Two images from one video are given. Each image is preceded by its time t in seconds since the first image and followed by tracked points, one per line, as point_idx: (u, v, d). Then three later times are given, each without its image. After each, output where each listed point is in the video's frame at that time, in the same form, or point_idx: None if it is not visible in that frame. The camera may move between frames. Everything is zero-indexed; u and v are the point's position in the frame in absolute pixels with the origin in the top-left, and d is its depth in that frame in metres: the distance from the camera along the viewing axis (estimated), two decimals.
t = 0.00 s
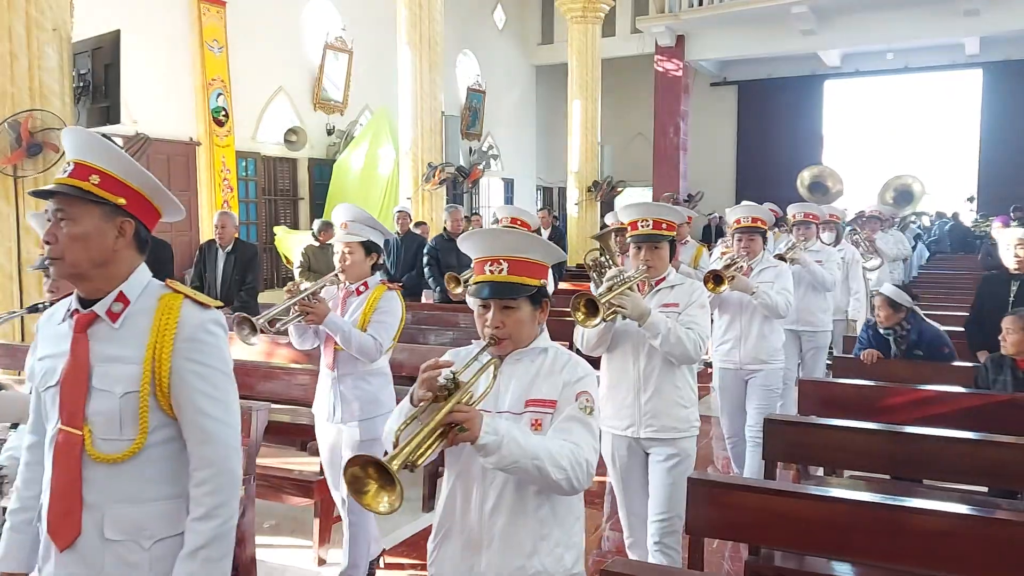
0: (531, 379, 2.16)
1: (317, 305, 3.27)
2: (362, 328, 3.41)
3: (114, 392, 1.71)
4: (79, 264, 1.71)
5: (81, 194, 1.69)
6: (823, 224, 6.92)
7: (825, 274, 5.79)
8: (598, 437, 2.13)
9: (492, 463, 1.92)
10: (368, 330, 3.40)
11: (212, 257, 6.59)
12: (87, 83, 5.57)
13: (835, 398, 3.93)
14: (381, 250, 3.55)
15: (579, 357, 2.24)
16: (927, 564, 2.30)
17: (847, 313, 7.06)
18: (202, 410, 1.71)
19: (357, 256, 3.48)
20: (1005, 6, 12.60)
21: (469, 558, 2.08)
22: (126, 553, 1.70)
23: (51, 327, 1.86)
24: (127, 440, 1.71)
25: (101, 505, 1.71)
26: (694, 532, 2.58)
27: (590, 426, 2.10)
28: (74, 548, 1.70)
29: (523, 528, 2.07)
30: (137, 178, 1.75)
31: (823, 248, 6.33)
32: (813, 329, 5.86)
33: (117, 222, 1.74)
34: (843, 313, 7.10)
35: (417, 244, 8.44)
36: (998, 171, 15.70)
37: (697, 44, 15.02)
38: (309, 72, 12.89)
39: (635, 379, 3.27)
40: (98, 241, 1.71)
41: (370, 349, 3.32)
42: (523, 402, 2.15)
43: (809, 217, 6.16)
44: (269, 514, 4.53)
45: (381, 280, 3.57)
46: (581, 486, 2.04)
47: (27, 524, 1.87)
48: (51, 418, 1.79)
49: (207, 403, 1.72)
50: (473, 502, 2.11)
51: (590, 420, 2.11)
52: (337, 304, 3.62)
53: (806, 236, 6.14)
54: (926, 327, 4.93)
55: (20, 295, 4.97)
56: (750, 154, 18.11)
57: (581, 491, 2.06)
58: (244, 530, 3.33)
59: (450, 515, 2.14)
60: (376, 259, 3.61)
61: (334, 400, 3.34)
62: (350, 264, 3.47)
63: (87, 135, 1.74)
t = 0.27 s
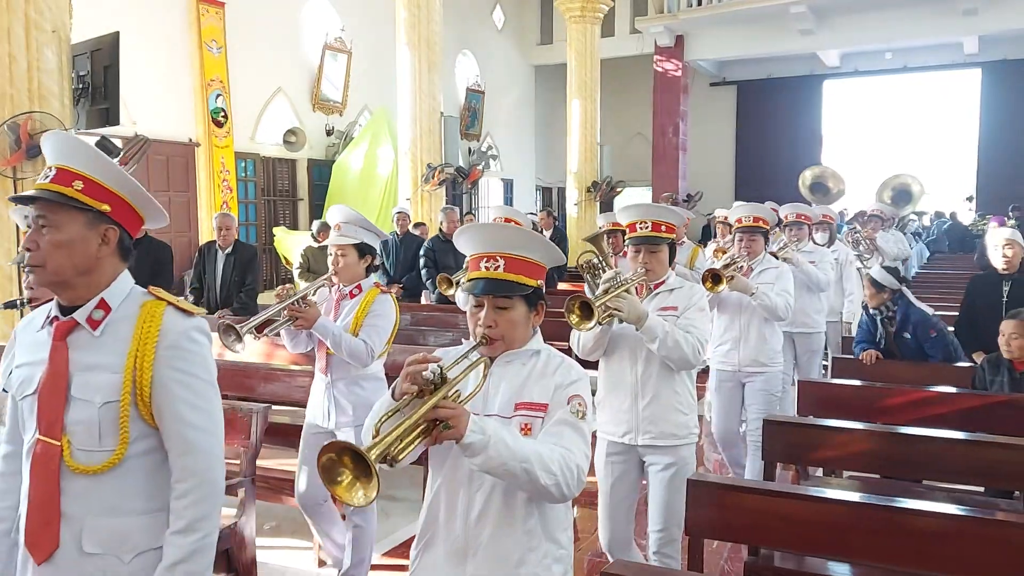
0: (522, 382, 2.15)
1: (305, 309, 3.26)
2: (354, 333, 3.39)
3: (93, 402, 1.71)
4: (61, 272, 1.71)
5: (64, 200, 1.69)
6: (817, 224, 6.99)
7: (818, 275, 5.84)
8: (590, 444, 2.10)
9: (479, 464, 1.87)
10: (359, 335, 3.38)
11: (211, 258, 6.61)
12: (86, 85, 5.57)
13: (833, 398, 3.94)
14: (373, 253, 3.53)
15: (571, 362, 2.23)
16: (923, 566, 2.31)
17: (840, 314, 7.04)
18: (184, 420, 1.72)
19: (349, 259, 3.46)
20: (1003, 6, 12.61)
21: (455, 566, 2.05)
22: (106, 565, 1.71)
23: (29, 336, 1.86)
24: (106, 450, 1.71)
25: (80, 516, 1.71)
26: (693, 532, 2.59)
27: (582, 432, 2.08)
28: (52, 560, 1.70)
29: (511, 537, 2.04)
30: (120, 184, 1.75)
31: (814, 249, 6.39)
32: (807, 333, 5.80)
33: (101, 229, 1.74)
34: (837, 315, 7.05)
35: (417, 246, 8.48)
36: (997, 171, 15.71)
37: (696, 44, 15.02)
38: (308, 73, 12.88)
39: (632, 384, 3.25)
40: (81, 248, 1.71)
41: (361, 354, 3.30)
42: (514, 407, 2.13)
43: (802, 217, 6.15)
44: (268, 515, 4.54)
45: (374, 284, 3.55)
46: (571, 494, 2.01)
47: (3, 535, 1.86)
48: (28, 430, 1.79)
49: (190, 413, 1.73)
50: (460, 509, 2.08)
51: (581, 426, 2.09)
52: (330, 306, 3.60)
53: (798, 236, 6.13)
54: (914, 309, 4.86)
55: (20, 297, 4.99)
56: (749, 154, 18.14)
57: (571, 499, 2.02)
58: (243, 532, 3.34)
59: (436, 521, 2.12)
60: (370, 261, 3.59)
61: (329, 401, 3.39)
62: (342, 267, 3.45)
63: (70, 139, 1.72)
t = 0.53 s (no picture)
0: (512, 388, 2.11)
1: (297, 316, 3.27)
2: (345, 338, 3.40)
3: (50, 420, 1.60)
4: (25, 283, 1.60)
5: (27, 208, 1.58)
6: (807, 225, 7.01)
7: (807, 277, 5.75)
8: (581, 453, 2.06)
9: (465, 474, 1.82)
10: (351, 339, 3.39)
11: (209, 258, 6.60)
12: (84, 85, 5.60)
13: (830, 399, 3.95)
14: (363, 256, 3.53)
15: (563, 369, 2.19)
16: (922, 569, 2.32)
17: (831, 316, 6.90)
18: (150, 444, 1.60)
19: (338, 261, 3.45)
20: (1001, 7, 12.62)
21: None
22: None
23: None
24: (65, 472, 1.60)
25: (37, 541, 1.60)
26: (691, 533, 2.60)
27: (573, 440, 2.03)
28: None
29: (500, 550, 2.00)
30: (88, 190, 1.65)
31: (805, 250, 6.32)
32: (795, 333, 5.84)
33: (67, 238, 1.63)
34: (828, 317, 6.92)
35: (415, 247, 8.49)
36: (995, 172, 15.73)
37: (695, 44, 15.03)
38: (307, 73, 12.87)
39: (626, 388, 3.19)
40: (46, 258, 1.61)
41: (353, 359, 3.32)
42: (504, 414, 2.09)
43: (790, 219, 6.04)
44: (266, 516, 4.54)
45: (364, 287, 3.54)
46: (561, 504, 1.96)
47: None
48: None
49: (152, 433, 1.60)
50: (448, 516, 2.04)
51: (573, 434, 2.04)
52: (317, 310, 3.57)
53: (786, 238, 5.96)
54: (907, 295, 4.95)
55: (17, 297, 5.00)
56: (748, 154, 18.17)
57: (561, 510, 1.97)
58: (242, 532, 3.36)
59: (422, 530, 2.08)
60: (359, 263, 3.57)
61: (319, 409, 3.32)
62: (332, 269, 3.43)
63: (33, 142, 1.61)
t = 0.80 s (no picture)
0: (499, 401, 2.09)
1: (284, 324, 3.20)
2: (328, 343, 3.38)
3: None
4: None
5: None
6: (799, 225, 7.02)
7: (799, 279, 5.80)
8: (570, 467, 2.04)
9: (449, 494, 1.80)
10: (335, 344, 3.37)
11: (207, 258, 6.58)
12: (81, 86, 5.59)
13: (824, 400, 3.98)
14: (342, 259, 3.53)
15: (553, 379, 2.17)
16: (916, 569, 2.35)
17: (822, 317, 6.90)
18: (106, 460, 1.56)
19: (318, 265, 3.44)
20: (997, 8, 12.65)
21: None
22: None
23: None
24: (14, 489, 1.56)
25: None
26: (688, 534, 2.63)
27: (561, 454, 2.01)
28: None
29: (487, 563, 2.00)
30: (42, 190, 1.57)
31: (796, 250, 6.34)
32: (786, 335, 5.85)
33: (19, 239, 1.55)
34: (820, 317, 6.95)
35: (413, 249, 8.49)
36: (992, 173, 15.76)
37: (692, 45, 15.05)
38: (304, 74, 12.87)
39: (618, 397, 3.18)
40: None
41: (339, 364, 3.29)
42: (491, 427, 2.07)
43: (783, 220, 6.04)
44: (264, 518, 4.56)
45: (345, 292, 3.54)
46: (549, 520, 1.94)
47: None
48: None
49: (105, 447, 1.56)
50: (436, 531, 2.04)
51: (561, 449, 2.01)
52: (298, 316, 3.56)
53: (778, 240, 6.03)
54: (909, 287, 4.97)
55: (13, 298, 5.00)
56: (745, 154, 18.20)
57: (549, 527, 1.96)
58: (239, 534, 3.35)
59: (410, 545, 2.07)
60: (338, 267, 3.57)
61: (294, 417, 3.30)
62: (311, 274, 3.42)
63: None
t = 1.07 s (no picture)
0: (482, 411, 2.07)
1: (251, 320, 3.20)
2: (300, 344, 3.40)
3: None
4: None
5: None
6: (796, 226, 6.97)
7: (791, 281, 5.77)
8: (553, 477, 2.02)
9: (427, 505, 1.78)
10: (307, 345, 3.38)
11: (205, 258, 6.60)
12: (77, 88, 5.57)
13: (820, 400, 4.00)
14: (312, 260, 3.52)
15: (535, 387, 2.15)
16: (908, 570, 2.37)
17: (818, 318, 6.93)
18: (63, 472, 1.56)
19: (288, 265, 3.43)
20: (992, 9, 12.69)
21: None
22: None
23: None
24: None
25: None
26: (684, 535, 2.63)
27: (544, 465, 1.99)
28: None
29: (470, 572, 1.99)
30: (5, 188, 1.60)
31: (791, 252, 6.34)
32: (779, 336, 5.84)
33: None
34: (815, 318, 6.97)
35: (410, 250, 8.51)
36: (988, 173, 15.80)
37: (689, 46, 15.06)
38: (301, 75, 12.87)
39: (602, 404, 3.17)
40: None
41: (314, 365, 3.30)
42: (473, 438, 2.06)
43: (775, 222, 5.95)
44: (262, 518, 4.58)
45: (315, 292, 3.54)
46: (532, 533, 1.93)
47: None
48: None
49: (65, 458, 1.56)
50: (414, 547, 2.03)
51: (544, 459, 1.99)
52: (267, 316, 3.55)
53: (772, 241, 5.93)
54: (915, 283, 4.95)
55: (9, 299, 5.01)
56: (741, 154, 18.22)
57: (531, 540, 1.95)
58: (236, 536, 3.35)
59: (388, 559, 2.07)
60: (308, 268, 3.56)
61: (266, 422, 3.28)
62: (282, 274, 3.41)
63: None
